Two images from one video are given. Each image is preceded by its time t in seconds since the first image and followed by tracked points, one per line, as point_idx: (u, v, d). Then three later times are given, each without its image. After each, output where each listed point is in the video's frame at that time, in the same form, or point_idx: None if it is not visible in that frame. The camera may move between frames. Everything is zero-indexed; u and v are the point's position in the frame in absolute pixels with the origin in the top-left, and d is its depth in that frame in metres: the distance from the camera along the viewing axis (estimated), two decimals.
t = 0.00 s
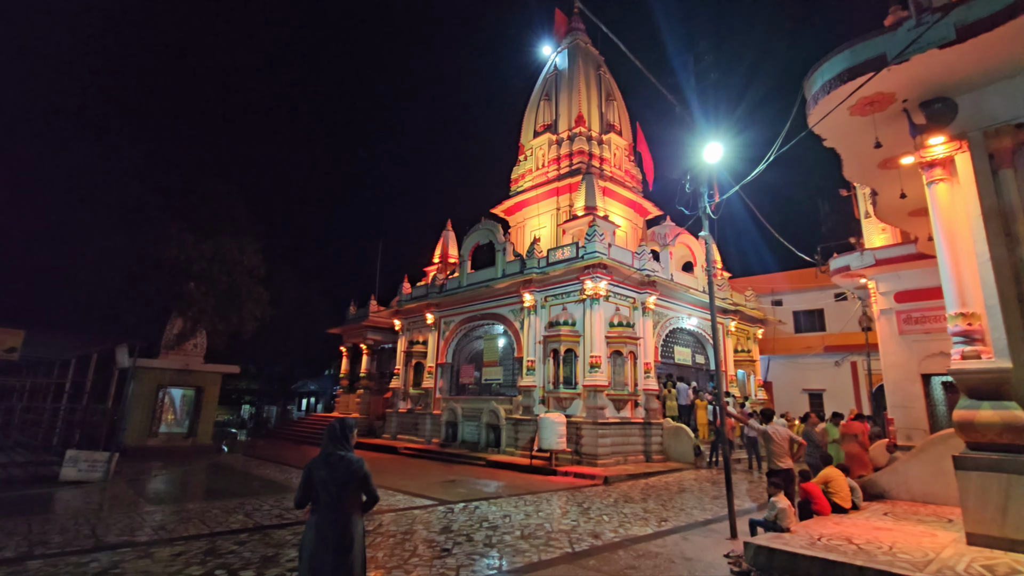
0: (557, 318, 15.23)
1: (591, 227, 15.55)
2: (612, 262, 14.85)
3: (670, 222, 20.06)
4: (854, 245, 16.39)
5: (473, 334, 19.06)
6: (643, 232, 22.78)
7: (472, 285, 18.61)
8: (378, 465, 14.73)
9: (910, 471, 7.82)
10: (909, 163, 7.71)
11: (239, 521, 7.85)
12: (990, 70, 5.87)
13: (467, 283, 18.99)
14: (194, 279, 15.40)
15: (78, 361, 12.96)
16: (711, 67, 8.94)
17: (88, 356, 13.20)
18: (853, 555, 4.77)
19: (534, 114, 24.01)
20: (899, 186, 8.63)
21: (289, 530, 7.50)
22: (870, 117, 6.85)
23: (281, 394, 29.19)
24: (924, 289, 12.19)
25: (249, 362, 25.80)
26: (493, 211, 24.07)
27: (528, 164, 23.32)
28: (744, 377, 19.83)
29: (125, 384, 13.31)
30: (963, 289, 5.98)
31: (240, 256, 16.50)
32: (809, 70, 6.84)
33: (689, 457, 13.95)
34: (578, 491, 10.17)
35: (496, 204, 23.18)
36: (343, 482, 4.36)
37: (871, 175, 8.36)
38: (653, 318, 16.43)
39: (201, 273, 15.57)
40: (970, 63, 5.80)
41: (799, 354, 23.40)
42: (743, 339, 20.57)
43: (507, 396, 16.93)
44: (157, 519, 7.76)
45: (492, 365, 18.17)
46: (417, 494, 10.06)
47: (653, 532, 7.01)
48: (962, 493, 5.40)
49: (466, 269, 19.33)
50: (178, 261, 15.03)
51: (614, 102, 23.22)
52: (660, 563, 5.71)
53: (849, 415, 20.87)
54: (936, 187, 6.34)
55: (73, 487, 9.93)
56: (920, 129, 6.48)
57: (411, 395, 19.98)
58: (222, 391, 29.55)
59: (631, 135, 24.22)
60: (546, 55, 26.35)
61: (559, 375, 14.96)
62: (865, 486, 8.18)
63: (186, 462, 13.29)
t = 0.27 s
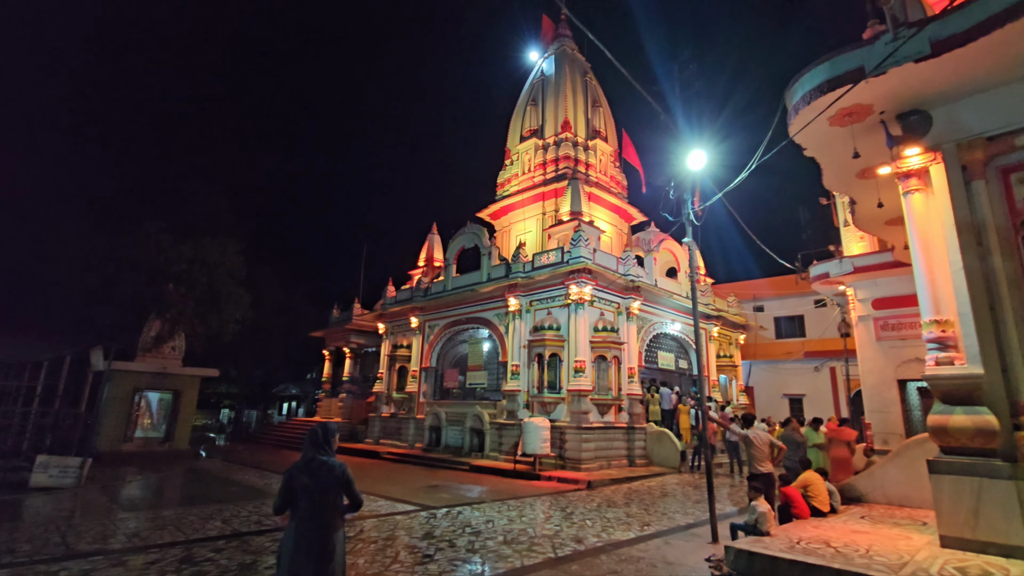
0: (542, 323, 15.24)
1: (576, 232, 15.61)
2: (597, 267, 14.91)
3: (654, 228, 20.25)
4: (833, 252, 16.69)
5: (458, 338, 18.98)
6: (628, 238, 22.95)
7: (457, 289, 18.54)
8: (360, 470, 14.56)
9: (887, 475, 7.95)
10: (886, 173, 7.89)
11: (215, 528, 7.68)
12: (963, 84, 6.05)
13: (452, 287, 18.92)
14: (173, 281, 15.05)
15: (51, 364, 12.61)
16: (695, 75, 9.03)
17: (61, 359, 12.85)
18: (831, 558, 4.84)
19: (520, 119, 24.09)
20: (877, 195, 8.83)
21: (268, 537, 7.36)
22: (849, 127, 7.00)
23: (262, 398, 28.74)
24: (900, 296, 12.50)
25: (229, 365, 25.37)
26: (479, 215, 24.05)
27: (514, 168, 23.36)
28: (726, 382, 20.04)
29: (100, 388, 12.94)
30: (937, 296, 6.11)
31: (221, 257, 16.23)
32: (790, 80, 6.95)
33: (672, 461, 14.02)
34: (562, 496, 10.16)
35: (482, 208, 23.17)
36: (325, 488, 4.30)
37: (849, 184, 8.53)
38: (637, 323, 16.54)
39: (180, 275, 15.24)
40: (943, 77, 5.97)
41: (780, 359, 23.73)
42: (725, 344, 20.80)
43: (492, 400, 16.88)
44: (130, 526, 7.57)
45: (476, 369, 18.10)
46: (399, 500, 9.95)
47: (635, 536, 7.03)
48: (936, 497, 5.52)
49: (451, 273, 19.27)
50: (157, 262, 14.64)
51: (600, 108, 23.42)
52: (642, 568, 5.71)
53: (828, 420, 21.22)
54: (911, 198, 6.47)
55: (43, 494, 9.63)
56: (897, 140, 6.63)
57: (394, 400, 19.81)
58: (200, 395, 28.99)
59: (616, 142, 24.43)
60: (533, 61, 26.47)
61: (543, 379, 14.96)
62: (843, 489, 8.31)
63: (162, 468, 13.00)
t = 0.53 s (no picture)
0: (526, 326, 15.25)
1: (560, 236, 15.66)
2: (580, 271, 14.98)
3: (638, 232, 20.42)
4: (811, 258, 17.01)
5: (441, 341, 18.89)
6: (612, 242, 23.10)
7: (440, 292, 18.46)
8: (341, 474, 14.38)
9: (862, 477, 8.10)
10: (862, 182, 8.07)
11: (190, 534, 7.51)
12: (935, 96, 6.23)
13: (436, 289, 18.84)
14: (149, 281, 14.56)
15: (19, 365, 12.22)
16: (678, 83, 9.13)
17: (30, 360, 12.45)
18: (808, 559, 4.91)
19: (506, 122, 24.14)
20: (853, 203, 9.03)
21: (244, 543, 7.22)
22: (827, 136, 7.15)
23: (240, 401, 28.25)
24: (876, 302, 12.64)
25: (207, 368, 24.89)
26: (463, 218, 24.01)
27: (499, 171, 23.39)
28: (707, 386, 20.25)
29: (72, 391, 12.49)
30: (911, 302, 6.23)
31: (200, 258, 15.94)
32: (770, 89, 7.08)
33: (653, 464, 14.12)
34: (544, 500, 10.16)
35: (466, 211, 23.13)
36: (305, 493, 4.24)
37: (827, 192, 8.71)
38: (620, 327, 16.64)
39: (156, 275, 14.85)
40: (916, 90, 6.15)
41: (760, 363, 24.09)
42: (706, 348, 21.05)
43: (474, 404, 16.82)
44: (101, 533, 7.36)
45: (459, 372, 18.02)
46: (380, 504, 9.84)
47: (617, 540, 7.06)
48: (909, 498, 5.64)
49: (435, 275, 19.18)
50: (132, 261, 14.01)
51: (585, 113, 23.58)
52: (622, 571, 5.74)
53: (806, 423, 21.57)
54: (886, 206, 6.58)
55: (9, 500, 9.32)
56: (872, 149, 6.77)
57: (376, 403, 19.63)
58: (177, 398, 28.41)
59: (601, 147, 24.61)
60: (518, 64, 26.56)
61: (526, 383, 14.98)
62: (820, 492, 8.45)
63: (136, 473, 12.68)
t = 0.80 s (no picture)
0: (509, 329, 15.25)
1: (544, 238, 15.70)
2: (564, 274, 15.04)
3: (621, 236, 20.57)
4: (790, 264, 17.34)
5: (424, 343, 18.77)
6: (595, 246, 23.24)
7: (423, 294, 18.36)
8: (320, 478, 14.19)
9: (837, 479, 8.26)
10: (839, 189, 8.25)
11: (163, 541, 7.33)
12: (908, 106, 6.41)
13: (419, 291, 18.73)
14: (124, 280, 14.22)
15: None
16: (662, 88, 9.22)
17: None
18: (785, 560, 4.98)
19: (490, 125, 24.14)
20: (830, 210, 9.22)
21: (218, 548, 7.06)
22: (805, 143, 7.28)
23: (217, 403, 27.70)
24: (851, 307, 13.03)
25: (183, 369, 24.39)
26: (447, 220, 23.92)
27: (484, 173, 23.37)
28: (688, 389, 20.44)
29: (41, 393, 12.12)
30: (885, 308, 6.39)
31: (177, 257, 15.62)
32: (750, 97, 7.17)
33: (634, 467, 14.20)
34: (525, 503, 10.15)
35: (450, 212, 23.06)
36: (283, 498, 4.16)
37: (805, 198, 8.88)
38: (603, 330, 16.74)
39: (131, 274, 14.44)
40: (891, 100, 6.31)
41: (740, 366, 24.40)
42: (687, 351, 21.26)
43: (457, 406, 16.75)
44: (70, 540, 7.14)
45: (442, 375, 17.91)
46: (360, 508, 9.73)
47: (598, 542, 7.08)
48: (882, 499, 5.75)
49: (418, 277, 19.07)
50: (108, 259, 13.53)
51: (569, 117, 23.72)
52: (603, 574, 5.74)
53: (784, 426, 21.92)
54: (863, 213, 6.74)
55: None
56: (849, 157, 6.93)
57: (357, 406, 19.44)
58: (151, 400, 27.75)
59: (585, 150, 24.77)
60: (504, 67, 26.61)
61: (509, 386, 14.99)
62: (797, 493, 8.57)
63: (108, 478, 12.35)
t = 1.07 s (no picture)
0: (492, 330, 15.24)
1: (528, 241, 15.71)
2: (548, 276, 15.07)
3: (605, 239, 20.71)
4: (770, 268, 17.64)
5: (407, 345, 18.66)
6: (579, 248, 23.35)
7: (406, 295, 18.24)
8: (300, 481, 13.99)
9: (814, 480, 8.40)
10: (817, 196, 8.42)
11: (136, 546, 7.15)
12: (884, 116, 6.58)
13: (402, 293, 18.60)
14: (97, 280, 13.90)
15: None
16: (646, 93, 9.33)
17: None
18: (762, 560, 5.04)
19: (475, 126, 24.14)
20: (809, 216, 9.40)
21: (193, 554, 6.90)
22: (785, 150, 7.42)
23: (194, 406, 27.15)
24: (829, 311, 13.24)
25: (159, 371, 23.87)
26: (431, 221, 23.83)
27: (468, 175, 23.35)
28: (669, 392, 20.62)
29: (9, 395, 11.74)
30: (861, 312, 6.52)
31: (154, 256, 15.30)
32: (731, 103, 7.28)
33: (617, 469, 14.27)
34: (507, 505, 10.13)
35: (434, 214, 22.97)
36: (261, 502, 4.09)
37: (784, 204, 9.05)
38: (586, 332, 16.82)
39: (106, 273, 14.12)
40: (867, 109, 6.47)
41: (720, 369, 24.71)
42: (669, 354, 21.46)
43: (439, 409, 16.66)
44: (37, 546, 6.93)
45: (424, 377, 17.79)
46: (340, 512, 9.62)
47: (579, 544, 7.10)
48: (857, 499, 5.86)
49: (402, 278, 18.95)
50: (81, 259, 13.61)
51: (554, 120, 23.84)
52: None
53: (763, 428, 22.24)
54: (840, 220, 6.88)
55: None
56: (827, 164, 7.08)
57: (338, 408, 19.22)
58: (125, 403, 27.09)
59: (570, 154, 24.90)
60: (489, 69, 26.60)
61: (492, 388, 14.97)
62: (775, 494, 8.69)
63: (78, 482, 12.01)
